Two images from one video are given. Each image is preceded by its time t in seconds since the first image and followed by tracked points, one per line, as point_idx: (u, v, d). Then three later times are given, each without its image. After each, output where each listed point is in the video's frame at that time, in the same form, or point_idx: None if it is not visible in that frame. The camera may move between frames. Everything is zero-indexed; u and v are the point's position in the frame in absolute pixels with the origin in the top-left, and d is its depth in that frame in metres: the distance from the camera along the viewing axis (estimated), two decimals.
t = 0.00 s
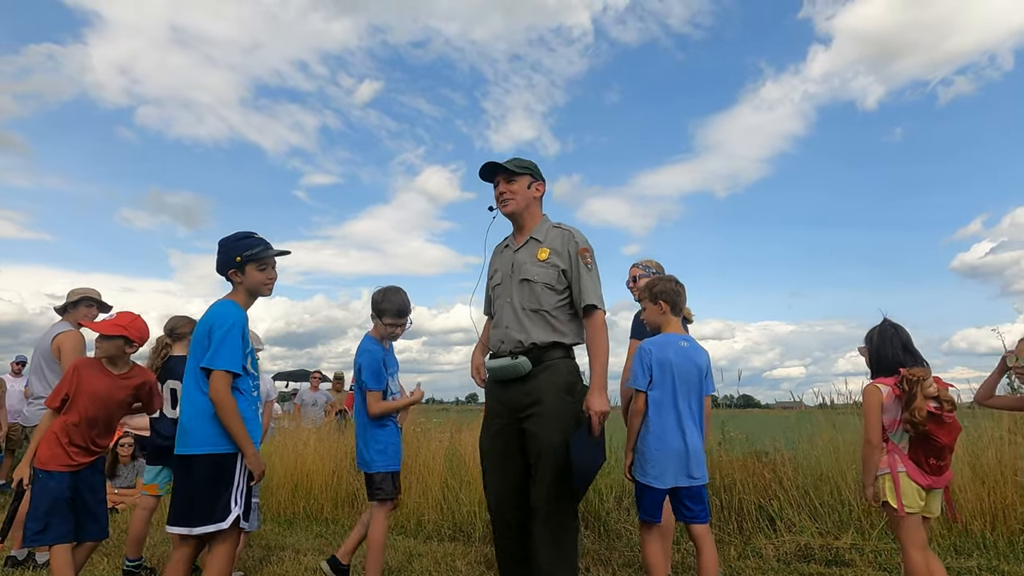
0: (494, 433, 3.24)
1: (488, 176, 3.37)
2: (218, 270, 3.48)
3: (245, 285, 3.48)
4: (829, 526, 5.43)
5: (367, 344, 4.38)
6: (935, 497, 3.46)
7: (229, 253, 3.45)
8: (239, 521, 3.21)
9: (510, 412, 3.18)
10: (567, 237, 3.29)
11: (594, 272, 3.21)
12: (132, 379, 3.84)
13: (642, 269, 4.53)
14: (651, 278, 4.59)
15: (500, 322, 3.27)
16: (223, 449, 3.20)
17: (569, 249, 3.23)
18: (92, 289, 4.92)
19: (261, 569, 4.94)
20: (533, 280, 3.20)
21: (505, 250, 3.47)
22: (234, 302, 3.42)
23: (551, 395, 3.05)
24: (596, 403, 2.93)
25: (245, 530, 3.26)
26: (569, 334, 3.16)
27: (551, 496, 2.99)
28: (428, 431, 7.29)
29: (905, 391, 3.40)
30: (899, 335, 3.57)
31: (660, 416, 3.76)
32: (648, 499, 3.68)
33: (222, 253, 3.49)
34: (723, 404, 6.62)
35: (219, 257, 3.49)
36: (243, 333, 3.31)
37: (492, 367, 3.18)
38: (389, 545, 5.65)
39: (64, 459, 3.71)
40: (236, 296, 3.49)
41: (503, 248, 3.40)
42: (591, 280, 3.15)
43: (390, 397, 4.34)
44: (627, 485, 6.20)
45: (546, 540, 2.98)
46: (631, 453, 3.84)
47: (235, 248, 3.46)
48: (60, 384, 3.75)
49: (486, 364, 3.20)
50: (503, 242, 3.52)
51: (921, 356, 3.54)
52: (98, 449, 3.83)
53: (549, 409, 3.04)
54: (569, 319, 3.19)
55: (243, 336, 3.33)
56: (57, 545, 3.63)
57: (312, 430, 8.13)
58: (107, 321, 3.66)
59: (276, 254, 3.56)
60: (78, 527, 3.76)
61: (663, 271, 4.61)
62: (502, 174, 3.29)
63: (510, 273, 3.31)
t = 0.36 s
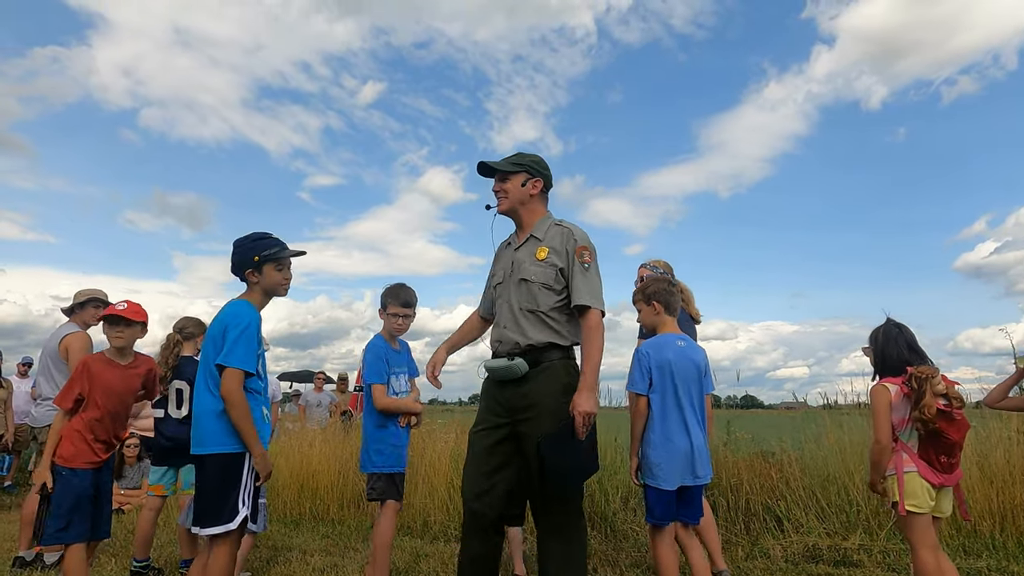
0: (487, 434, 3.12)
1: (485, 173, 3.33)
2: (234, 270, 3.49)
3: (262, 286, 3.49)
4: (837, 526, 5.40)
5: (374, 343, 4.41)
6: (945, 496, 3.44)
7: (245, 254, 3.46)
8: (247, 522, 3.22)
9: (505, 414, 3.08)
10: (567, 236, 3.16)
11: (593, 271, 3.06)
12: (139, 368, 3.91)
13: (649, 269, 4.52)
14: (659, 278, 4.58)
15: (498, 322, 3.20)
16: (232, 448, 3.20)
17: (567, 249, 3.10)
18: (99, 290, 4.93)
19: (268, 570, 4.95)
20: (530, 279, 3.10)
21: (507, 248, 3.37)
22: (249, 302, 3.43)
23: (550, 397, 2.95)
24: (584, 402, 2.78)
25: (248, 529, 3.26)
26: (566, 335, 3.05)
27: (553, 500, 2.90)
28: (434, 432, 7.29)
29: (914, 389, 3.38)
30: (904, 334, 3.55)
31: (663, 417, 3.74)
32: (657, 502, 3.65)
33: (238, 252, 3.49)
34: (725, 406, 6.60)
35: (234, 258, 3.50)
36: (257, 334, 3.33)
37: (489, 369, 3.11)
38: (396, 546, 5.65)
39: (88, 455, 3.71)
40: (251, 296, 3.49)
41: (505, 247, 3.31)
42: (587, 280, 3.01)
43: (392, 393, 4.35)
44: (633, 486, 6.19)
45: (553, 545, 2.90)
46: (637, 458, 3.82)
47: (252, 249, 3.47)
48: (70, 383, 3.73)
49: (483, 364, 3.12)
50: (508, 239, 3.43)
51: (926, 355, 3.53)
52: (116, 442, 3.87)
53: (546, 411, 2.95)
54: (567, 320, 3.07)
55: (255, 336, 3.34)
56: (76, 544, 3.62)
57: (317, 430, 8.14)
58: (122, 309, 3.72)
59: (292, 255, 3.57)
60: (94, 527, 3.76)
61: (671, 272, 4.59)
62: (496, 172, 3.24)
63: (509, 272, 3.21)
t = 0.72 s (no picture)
0: (455, 436, 3.06)
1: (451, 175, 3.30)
2: (213, 276, 3.49)
3: (242, 285, 3.47)
4: (840, 526, 5.36)
5: (374, 343, 4.39)
6: (946, 494, 3.40)
7: (222, 257, 3.46)
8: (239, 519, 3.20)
9: (471, 413, 3.00)
10: (538, 235, 3.16)
11: (564, 271, 3.04)
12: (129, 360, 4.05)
13: (653, 268, 4.49)
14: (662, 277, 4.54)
15: (464, 317, 3.12)
16: (219, 445, 3.19)
17: (539, 247, 3.09)
18: (101, 291, 4.94)
19: (269, 570, 4.94)
20: (500, 275, 3.07)
21: (473, 247, 3.33)
22: (233, 302, 3.43)
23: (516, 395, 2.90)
24: (555, 381, 2.75)
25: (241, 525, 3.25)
26: (534, 332, 3.02)
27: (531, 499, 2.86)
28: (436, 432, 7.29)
29: (917, 385, 3.35)
30: (907, 331, 3.52)
31: (663, 417, 3.72)
32: (654, 502, 3.62)
33: (215, 257, 3.49)
34: (729, 405, 6.59)
35: (212, 266, 3.50)
36: (242, 331, 3.34)
37: (454, 364, 3.01)
38: (398, 546, 5.64)
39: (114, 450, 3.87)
40: (235, 297, 3.49)
41: (473, 244, 3.27)
42: (560, 278, 2.99)
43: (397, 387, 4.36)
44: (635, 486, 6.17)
45: (535, 540, 2.86)
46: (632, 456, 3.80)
47: (226, 251, 3.47)
48: (101, 385, 3.75)
49: (446, 361, 3.03)
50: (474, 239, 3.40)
51: (930, 353, 3.49)
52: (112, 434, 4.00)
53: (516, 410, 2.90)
54: (535, 317, 3.05)
55: (241, 333, 3.35)
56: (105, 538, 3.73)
57: (320, 431, 8.14)
58: (136, 304, 3.95)
59: (267, 249, 3.57)
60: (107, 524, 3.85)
61: (675, 272, 4.54)
62: (463, 174, 3.21)
63: (478, 268, 3.17)
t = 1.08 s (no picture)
0: (449, 436, 3.05)
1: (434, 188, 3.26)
2: (225, 275, 3.50)
3: (252, 289, 3.50)
4: (850, 527, 5.35)
5: (388, 344, 4.43)
6: (959, 496, 3.40)
7: (239, 257, 3.48)
8: (253, 519, 3.22)
9: (463, 414, 2.99)
10: (525, 241, 3.17)
11: (553, 275, 3.11)
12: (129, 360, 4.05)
13: (664, 269, 4.50)
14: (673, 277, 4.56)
15: (454, 322, 3.09)
16: (234, 445, 3.21)
17: (527, 252, 3.12)
18: (114, 293, 4.97)
19: (280, 570, 4.96)
20: (490, 279, 3.04)
21: (459, 254, 3.30)
22: (242, 304, 3.45)
23: (507, 394, 2.90)
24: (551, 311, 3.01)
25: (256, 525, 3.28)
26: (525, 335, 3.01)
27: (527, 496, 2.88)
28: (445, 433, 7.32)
29: (929, 387, 3.34)
30: (921, 333, 3.51)
31: (682, 417, 3.74)
32: (676, 501, 3.62)
33: (230, 257, 3.50)
34: (737, 406, 6.58)
35: (225, 264, 3.50)
36: (255, 332, 3.37)
37: (446, 366, 2.98)
38: (409, 547, 5.66)
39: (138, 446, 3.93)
40: (244, 297, 3.51)
41: (459, 251, 3.23)
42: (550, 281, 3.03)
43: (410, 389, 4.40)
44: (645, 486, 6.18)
45: (534, 538, 2.86)
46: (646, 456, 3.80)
47: (246, 252, 3.50)
48: (126, 386, 3.76)
49: (437, 364, 3.00)
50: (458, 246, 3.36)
51: (943, 354, 3.49)
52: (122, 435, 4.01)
53: (507, 408, 2.89)
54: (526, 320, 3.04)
55: (253, 333, 3.38)
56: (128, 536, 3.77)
57: (328, 431, 8.16)
58: (148, 306, 3.99)
59: (283, 259, 3.63)
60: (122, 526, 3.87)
61: (686, 272, 4.57)
62: (446, 186, 3.17)
63: (466, 273, 3.13)
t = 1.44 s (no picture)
0: (451, 436, 3.05)
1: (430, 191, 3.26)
2: (245, 268, 3.51)
3: (268, 290, 3.52)
4: (861, 527, 5.31)
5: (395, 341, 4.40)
6: (971, 496, 3.37)
7: (263, 255, 3.51)
8: (269, 518, 3.24)
9: (465, 413, 2.99)
10: (522, 240, 3.15)
11: (551, 273, 3.07)
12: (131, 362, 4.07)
13: (676, 267, 4.49)
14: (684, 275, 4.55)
15: (455, 323, 3.10)
16: (250, 444, 3.23)
17: (524, 250, 3.09)
18: (125, 293, 5.01)
19: (290, 569, 4.98)
20: (489, 280, 3.05)
21: (457, 255, 3.30)
22: (256, 303, 3.46)
23: (507, 395, 2.89)
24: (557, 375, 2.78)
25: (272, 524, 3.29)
26: (526, 332, 3.00)
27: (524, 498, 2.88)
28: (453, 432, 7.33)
29: (942, 386, 3.32)
30: (933, 331, 3.48)
31: (699, 418, 3.72)
32: (691, 498, 3.62)
33: (252, 253, 3.53)
34: (746, 404, 6.54)
35: (248, 258, 3.52)
36: (269, 332, 3.39)
37: (447, 367, 2.99)
38: (419, 546, 5.66)
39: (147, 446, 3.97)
40: (257, 293, 3.51)
41: (456, 252, 3.24)
42: (549, 278, 3.02)
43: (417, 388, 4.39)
44: (654, 486, 6.16)
45: (524, 540, 2.86)
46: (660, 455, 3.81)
47: (272, 251, 3.53)
48: (141, 387, 3.81)
49: (439, 364, 3.02)
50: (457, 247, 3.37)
51: (955, 353, 3.46)
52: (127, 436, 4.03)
53: (509, 409, 2.89)
54: (527, 317, 3.03)
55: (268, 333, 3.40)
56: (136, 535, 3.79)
57: (337, 430, 8.18)
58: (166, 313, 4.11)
59: (303, 267, 3.66)
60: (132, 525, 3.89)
61: (697, 269, 4.56)
62: (441, 187, 3.17)
63: (465, 274, 3.14)
